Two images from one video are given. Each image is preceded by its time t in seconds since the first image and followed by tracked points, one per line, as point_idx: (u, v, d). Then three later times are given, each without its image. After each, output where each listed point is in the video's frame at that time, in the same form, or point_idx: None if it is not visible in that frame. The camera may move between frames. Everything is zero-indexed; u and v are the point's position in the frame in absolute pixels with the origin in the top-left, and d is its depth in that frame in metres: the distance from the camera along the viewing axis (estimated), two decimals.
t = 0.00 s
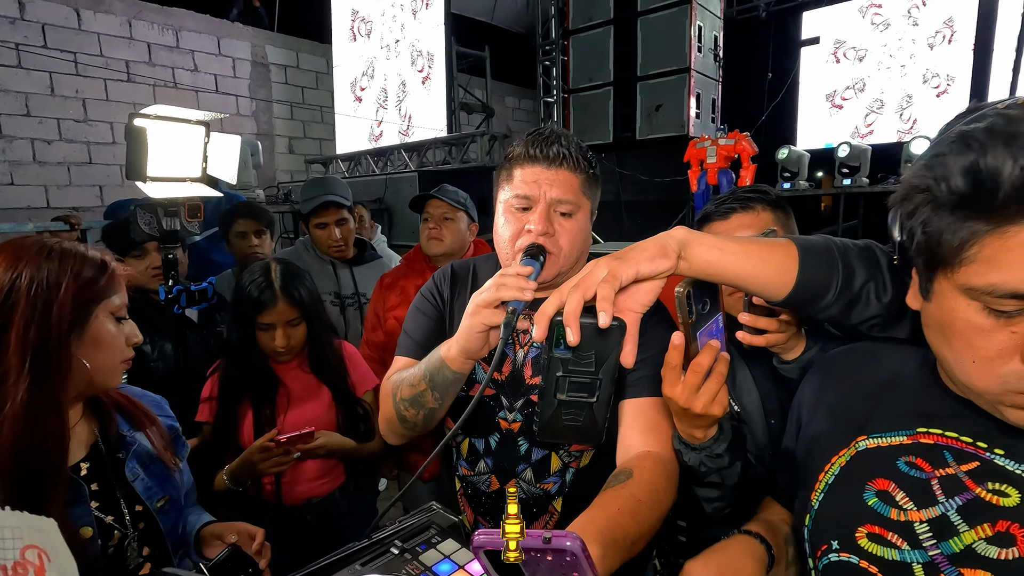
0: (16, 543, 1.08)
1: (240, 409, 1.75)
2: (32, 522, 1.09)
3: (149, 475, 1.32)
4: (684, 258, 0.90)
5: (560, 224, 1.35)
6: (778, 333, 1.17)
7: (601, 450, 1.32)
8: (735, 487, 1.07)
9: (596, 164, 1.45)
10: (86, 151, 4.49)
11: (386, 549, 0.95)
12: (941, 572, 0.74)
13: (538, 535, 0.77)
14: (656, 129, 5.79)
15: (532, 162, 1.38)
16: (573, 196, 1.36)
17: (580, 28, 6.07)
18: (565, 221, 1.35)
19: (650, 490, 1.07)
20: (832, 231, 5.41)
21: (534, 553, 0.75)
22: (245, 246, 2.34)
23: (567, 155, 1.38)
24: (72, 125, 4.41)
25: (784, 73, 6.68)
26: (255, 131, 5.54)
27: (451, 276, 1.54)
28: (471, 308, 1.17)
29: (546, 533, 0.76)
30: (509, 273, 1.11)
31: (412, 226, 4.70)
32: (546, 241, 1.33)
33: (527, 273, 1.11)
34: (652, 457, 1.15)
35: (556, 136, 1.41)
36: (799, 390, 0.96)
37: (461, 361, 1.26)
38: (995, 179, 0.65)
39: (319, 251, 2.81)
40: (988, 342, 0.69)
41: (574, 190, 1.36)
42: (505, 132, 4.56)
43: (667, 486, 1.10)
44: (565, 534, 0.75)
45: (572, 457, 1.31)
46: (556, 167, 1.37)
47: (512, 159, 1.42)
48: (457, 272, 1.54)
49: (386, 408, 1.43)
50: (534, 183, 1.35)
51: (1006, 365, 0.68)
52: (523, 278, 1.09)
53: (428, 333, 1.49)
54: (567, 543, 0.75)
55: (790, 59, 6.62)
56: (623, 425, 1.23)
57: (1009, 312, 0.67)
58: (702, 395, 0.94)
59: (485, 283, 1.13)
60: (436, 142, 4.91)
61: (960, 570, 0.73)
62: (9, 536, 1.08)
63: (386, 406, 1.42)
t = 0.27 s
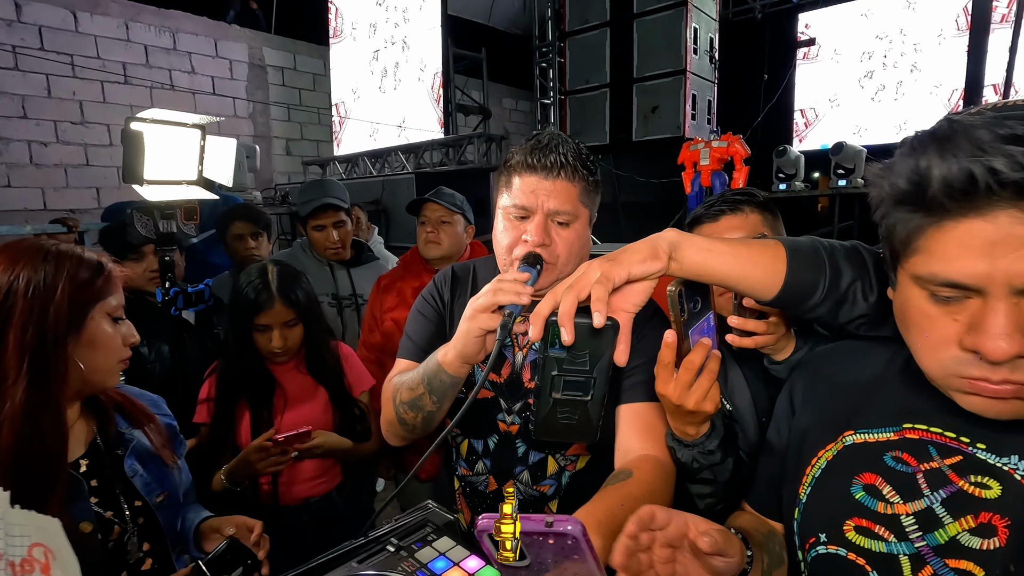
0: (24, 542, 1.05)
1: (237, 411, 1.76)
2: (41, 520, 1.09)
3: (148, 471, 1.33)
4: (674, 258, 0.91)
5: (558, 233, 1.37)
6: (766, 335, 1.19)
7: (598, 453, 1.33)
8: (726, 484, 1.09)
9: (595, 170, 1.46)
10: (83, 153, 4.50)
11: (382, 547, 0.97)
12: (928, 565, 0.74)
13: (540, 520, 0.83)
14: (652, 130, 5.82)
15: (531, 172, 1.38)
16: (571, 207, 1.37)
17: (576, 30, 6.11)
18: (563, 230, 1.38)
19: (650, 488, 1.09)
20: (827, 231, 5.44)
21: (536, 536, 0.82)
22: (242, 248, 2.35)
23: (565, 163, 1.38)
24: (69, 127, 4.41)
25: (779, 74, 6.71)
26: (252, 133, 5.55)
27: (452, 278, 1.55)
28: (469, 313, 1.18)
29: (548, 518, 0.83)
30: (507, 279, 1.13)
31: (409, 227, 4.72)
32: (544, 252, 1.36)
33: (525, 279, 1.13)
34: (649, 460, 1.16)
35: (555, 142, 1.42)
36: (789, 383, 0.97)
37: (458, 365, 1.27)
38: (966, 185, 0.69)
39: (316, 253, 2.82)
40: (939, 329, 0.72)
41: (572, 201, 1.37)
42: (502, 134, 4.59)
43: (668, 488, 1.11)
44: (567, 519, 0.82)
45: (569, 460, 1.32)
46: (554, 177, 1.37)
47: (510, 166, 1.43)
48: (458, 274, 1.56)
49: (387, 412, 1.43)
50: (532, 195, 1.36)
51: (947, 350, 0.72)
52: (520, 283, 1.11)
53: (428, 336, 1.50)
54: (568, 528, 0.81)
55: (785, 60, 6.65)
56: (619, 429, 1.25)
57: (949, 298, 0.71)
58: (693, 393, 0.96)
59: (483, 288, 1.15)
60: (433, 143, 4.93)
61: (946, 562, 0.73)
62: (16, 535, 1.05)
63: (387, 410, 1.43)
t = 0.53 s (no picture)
0: (43, 542, 1.05)
1: (238, 412, 1.77)
2: (57, 521, 1.10)
3: (153, 472, 1.34)
4: (673, 263, 0.92)
5: (562, 240, 1.38)
6: (767, 336, 1.21)
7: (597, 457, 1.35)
8: (727, 483, 1.10)
9: (599, 176, 1.47)
10: (84, 155, 4.51)
11: (383, 548, 0.98)
12: (926, 561, 0.74)
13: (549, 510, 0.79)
14: (652, 131, 5.83)
15: (535, 179, 1.39)
16: (575, 214, 1.38)
17: (576, 32, 6.12)
18: (567, 237, 1.39)
19: (655, 492, 1.09)
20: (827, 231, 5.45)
21: (547, 527, 0.78)
22: (242, 250, 2.37)
23: (569, 171, 1.39)
24: (70, 130, 4.42)
25: (779, 74, 6.72)
26: (253, 135, 5.56)
27: (452, 283, 1.57)
28: (474, 327, 1.18)
29: (557, 509, 0.79)
30: (512, 291, 1.13)
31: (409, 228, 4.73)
32: (547, 259, 1.37)
33: (529, 292, 1.13)
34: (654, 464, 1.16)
35: (559, 149, 1.43)
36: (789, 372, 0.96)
37: (461, 378, 1.28)
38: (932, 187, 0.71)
39: (317, 255, 2.83)
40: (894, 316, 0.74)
41: (576, 208, 1.38)
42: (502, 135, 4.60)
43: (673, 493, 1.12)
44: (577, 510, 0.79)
45: (569, 464, 1.34)
46: (558, 185, 1.38)
47: (515, 172, 1.44)
48: (459, 279, 1.57)
49: (392, 419, 1.43)
50: (537, 202, 1.37)
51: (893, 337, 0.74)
52: (524, 296, 1.12)
53: (431, 342, 1.51)
54: (578, 519, 0.78)
55: (785, 61, 6.66)
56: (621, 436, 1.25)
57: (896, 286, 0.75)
58: (694, 393, 0.97)
59: (489, 298, 1.16)
60: (433, 145, 4.95)
61: (943, 558, 0.72)
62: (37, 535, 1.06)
63: (391, 417, 1.43)
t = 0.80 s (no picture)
0: (47, 545, 1.00)
1: (239, 412, 1.77)
2: (63, 525, 1.05)
3: (154, 477, 1.34)
4: (675, 261, 0.92)
5: (568, 242, 1.38)
6: (772, 336, 1.23)
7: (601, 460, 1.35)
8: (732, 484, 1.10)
9: (606, 179, 1.46)
10: (83, 155, 4.50)
11: (384, 549, 0.98)
12: (934, 566, 0.72)
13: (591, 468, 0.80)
14: (651, 131, 5.83)
15: (542, 181, 1.39)
16: (582, 216, 1.38)
17: (576, 32, 6.12)
18: (573, 239, 1.39)
19: (662, 497, 1.08)
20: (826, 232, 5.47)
21: (591, 483, 0.79)
22: (241, 250, 2.37)
23: (577, 173, 1.39)
24: (69, 129, 4.42)
25: (779, 74, 6.70)
26: (252, 135, 5.55)
27: (456, 283, 1.57)
28: (481, 328, 1.18)
29: (599, 465, 0.79)
30: (520, 293, 1.13)
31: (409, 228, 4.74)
32: (554, 261, 1.37)
33: (537, 294, 1.13)
34: (656, 466, 1.15)
35: (566, 151, 1.42)
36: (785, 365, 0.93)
37: (469, 379, 1.28)
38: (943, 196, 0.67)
39: (318, 255, 2.83)
40: (938, 344, 0.69)
41: (583, 210, 1.38)
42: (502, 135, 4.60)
43: (673, 495, 1.11)
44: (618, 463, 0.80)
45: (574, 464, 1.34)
46: (565, 188, 1.38)
47: (523, 174, 1.44)
48: (463, 280, 1.57)
49: (397, 421, 1.43)
50: (544, 204, 1.37)
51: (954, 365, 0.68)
52: (532, 298, 1.11)
53: (435, 342, 1.51)
54: (620, 473, 0.79)
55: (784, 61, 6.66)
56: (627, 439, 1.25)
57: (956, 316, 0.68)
58: (700, 393, 0.97)
59: (497, 299, 1.16)
60: (433, 146, 4.96)
61: (953, 563, 0.71)
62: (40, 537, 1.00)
63: (396, 418, 1.42)
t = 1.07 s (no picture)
0: (45, 545, 1.06)
1: (238, 412, 1.76)
2: (61, 525, 1.10)
3: (151, 476, 1.33)
4: (672, 255, 0.92)
5: (573, 240, 1.38)
6: (777, 334, 1.23)
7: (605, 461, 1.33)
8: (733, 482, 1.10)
9: (611, 177, 1.46)
10: (81, 154, 4.49)
11: (383, 549, 0.97)
12: (940, 570, 0.73)
13: (570, 459, 0.78)
14: (650, 130, 5.83)
15: (549, 177, 1.39)
16: (587, 214, 1.37)
17: (575, 31, 6.12)
18: (578, 237, 1.39)
19: (664, 495, 1.08)
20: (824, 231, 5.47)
21: (571, 475, 0.78)
22: (238, 249, 2.36)
23: (584, 171, 1.39)
24: (67, 129, 4.40)
25: (778, 74, 6.72)
26: (250, 135, 5.53)
27: (459, 282, 1.56)
28: (486, 329, 1.17)
29: (578, 456, 0.78)
30: (525, 292, 1.13)
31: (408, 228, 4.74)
32: (557, 258, 1.37)
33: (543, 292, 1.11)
34: (660, 466, 1.15)
35: (574, 148, 1.42)
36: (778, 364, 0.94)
37: (474, 379, 1.27)
38: (998, 221, 0.65)
39: (317, 255, 2.82)
40: (975, 371, 0.68)
41: (588, 208, 1.38)
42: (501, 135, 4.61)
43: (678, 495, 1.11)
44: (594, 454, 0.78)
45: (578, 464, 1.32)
46: (572, 184, 1.38)
47: (529, 171, 1.44)
48: (466, 279, 1.57)
49: (401, 420, 1.43)
50: (549, 200, 1.36)
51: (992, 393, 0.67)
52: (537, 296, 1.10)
53: (438, 342, 1.50)
54: (598, 463, 0.77)
55: (783, 60, 6.67)
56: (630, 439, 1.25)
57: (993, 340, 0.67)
58: (702, 391, 0.97)
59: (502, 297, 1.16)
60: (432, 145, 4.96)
61: (961, 567, 0.72)
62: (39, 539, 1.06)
63: (400, 418, 1.42)
